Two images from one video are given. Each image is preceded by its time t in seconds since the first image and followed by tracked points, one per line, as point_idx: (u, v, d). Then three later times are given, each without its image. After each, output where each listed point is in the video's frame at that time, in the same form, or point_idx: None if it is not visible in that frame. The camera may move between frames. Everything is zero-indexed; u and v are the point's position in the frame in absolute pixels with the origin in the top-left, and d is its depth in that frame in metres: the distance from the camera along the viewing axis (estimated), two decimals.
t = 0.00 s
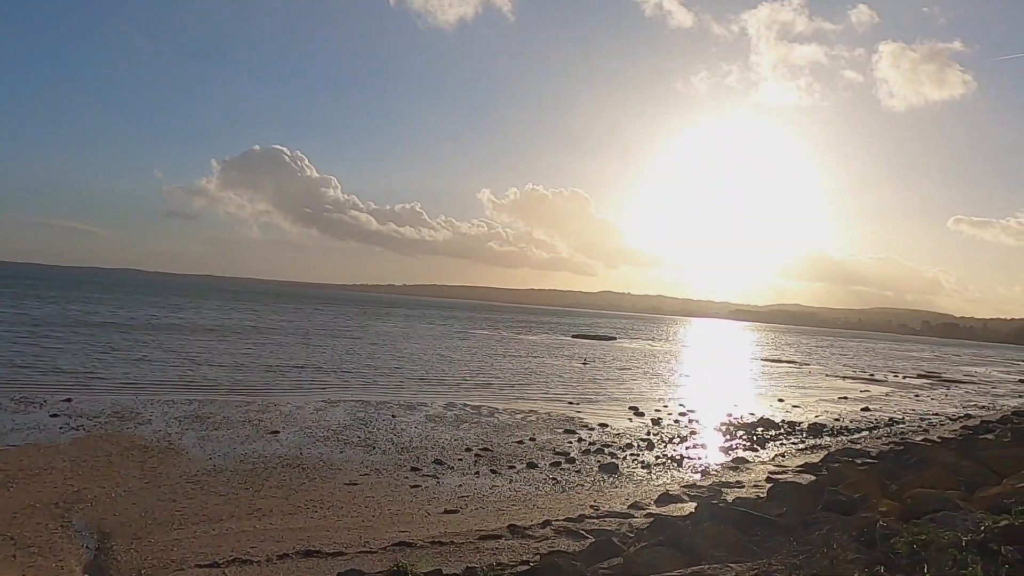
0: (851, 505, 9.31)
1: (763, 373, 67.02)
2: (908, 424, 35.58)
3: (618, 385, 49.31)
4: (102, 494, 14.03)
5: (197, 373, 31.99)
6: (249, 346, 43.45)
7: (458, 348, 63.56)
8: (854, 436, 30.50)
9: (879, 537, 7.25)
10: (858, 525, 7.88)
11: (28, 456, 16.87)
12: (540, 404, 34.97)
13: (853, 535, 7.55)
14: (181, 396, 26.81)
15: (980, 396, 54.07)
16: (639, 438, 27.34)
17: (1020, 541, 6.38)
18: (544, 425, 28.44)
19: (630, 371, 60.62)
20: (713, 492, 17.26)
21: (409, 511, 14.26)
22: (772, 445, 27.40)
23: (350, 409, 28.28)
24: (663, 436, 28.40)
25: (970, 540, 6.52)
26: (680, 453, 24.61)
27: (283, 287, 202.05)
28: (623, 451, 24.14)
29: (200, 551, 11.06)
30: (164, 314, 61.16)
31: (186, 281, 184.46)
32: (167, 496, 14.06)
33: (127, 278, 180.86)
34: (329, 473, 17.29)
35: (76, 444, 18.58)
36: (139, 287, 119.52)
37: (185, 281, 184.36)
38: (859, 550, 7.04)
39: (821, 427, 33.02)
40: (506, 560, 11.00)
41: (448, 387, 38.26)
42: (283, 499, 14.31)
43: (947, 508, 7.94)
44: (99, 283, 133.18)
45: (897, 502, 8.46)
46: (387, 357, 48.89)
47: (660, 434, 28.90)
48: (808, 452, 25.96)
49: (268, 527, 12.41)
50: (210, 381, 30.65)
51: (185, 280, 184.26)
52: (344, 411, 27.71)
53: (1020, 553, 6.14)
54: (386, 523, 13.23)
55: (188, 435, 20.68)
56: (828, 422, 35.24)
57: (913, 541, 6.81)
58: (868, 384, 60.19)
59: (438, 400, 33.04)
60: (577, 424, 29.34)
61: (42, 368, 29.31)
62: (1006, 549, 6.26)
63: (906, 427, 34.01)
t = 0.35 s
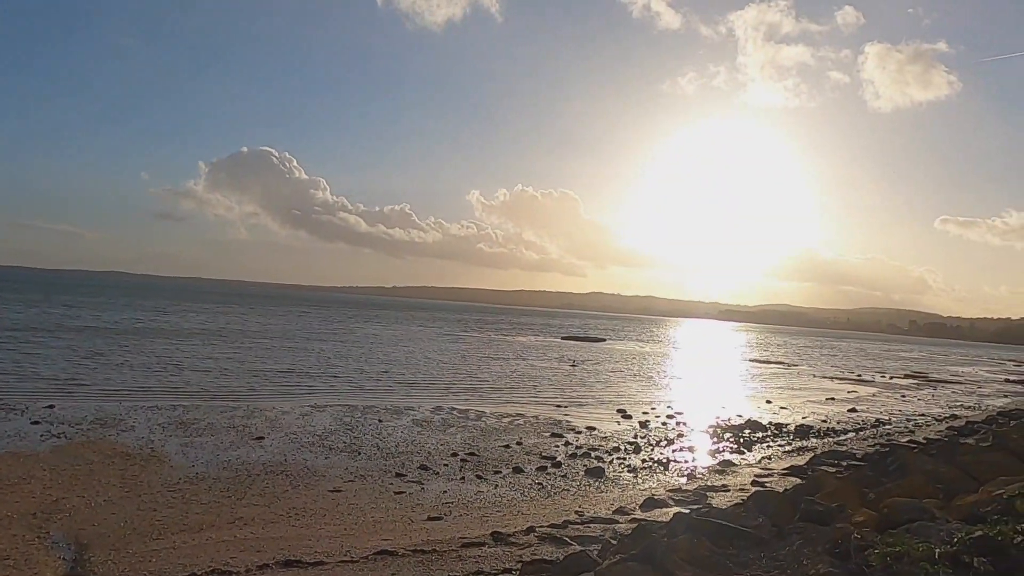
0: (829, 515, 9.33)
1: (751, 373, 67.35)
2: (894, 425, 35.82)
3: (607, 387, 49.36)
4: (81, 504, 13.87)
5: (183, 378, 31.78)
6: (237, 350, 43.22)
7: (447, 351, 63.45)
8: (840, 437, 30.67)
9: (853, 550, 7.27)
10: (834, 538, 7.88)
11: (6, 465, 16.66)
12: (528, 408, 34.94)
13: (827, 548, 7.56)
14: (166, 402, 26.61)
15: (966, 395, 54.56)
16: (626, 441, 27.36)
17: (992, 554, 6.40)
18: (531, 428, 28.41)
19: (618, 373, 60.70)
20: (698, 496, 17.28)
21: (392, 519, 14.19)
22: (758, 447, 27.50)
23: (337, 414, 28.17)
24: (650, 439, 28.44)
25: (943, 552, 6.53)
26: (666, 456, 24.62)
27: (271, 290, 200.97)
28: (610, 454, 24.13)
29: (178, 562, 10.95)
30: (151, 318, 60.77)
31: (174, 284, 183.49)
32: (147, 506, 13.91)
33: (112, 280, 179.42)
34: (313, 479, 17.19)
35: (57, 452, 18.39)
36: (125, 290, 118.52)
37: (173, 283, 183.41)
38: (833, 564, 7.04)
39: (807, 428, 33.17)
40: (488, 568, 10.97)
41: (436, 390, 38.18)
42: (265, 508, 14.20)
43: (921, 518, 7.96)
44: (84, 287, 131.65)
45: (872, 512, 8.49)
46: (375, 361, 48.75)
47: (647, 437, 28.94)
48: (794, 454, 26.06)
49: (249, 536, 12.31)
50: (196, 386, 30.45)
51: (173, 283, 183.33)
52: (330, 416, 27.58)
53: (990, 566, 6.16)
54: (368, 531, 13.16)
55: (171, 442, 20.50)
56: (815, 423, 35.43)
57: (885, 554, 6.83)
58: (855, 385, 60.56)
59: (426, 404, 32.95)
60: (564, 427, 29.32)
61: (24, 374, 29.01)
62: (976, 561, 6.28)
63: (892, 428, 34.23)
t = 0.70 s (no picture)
0: (798, 509, 9.43)
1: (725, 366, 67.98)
2: (864, 416, 36.39)
3: (583, 381, 49.50)
4: (47, 505, 13.60)
5: (152, 376, 31.29)
6: (209, 347, 42.65)
7: (422, 346, 63.23)
8: (812, 429, 31.10)
9: (822, 543, 7.35)
10: (803, 531, 7.97)
11: None
12: (503, 402, 34.96)
13: (796, 543, 7.64)
14: (135, 400, 26.18)
15: (934, 386, 55.61)
16: (601, 435, 27.48)
17: (956, 546, 6.51)
18: (507, 423, 28.41)
19: (593, 367, 60.93)
20: (672, 489, 17.42)
21: (366, 516, 14.12)
22: (732, 439, 27.79)
23: (310, 411, 27.93)
24: (625, 432, 28.59)
25: (909, 544, 6.63)
26: (641, 449, 24.76)
27: (245, 285, 199.02)
28: (585, 448, 24.21)
29: (148, 563, 10.80)
30: (120, 315, 59.72)
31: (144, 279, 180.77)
32: (117, 506, 13.69)
33: (81, 276, 176.30)
34: (286, 477, 17.03)
35: (23, 453, 18.03)
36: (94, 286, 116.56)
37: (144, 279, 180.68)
38: (801, 558, 7.13)
39: (779, 420, 33.59)
40: (462, 565, 10.95)
41: (411, 385, 38.01)
42: (236, 507, 14.04)
43: (888, 511, 8.08)
44: (51, 283, 129.31)
45: (841, 505, 8.59)
46: (349, 356, 48.44)
47: (622, 430, 29.08)
48: (767, 446, 26.35)
49: (221, 536, 12.17)
50: (166, 384, 30.00)
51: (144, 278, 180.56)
52: (304, 413, 27.33)
53: (955, 558, 6.26)
54: (342, 529, 13.09)
55: (141, 441, 20.19)
56: (787, 415, 35.86)
57: (853, 548, 6.91)
58: (827, 376, 61.41)
59: (400, 400, 32.79)
60: (539, 422, 29.37)
61: None
62: (942, 553, 6.38)
63: (862, 419, 34.75)
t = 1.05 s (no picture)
0: (755, 506, 9.52)
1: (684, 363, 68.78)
2: (820, 411, 37.09)
3: (545, 378, 49.59)
4: None
5: (103, 375, 30.45)
6: (163, 346, 41.68)
7: (383, 344, 62.70)
8: (769, 424, 31.59)
9: (778, 540, 7.41)
10: (759, 529, 8.03)
11: None
12: (465, 400, 34.81)
13: (753, 540, 7.68)
14: (85, 401, 25.43)
15: (886, 382, 56.99)
16: (562, 432, 27.52)
17: (909, 541, 6.61)
18: (468, 421, 28.30)
19: (556, 364, 61.09)
20: (632, 486, 17.49)
21: (324, 517, 13.89)
22: (691, 435, 28.07)
23: (268, 410, 27.45)
24: (586, 429, 28.68)
25: (863, 540, 6.71)
26: (602, 446, 24.85)
27: (202, 283, 195.37)
28: (546, 446, 24.21)
29: (96, 569, 10.45)
30: (70, 313, 58.06)
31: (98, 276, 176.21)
32: (63, 510, 13.24)
33: (31, 273, 171.13)
34: (242, 478, 16.68)
35: None
36: (44, 283, 113.22)
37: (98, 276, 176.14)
38: (759, 555, 7.17)
39: (738, 416, 34.04)
40: (421, 566, 10.84)
41: (372, 384, 37.65)
42: (189, 509, 13.69)
43: (843, 506, 8.19)
44: None
45: (796, 501, 8.70)
46: (309, 355, 47.81)
47: (583, 427, 29.18)
48: (726, 442, 26.67)
49: (173, 540, 11.84)
50: (117, 383, 29.20)
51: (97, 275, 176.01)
52: (261, 412, 26.84)
53: (907, 552, 6.34)
54: (299, 531, 12.86)
55: (90, 443, 19.60)
56: (745, 411, 36.36)
57: (808, 544, 6.99)
58: (783, 372, 62.51)
59: (360, 398, 32.45)
60: (501, 419, 29.31)
61: None
62: (894, 548, 6.46)
63: (817, 415, 35.42)
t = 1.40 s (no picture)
0: (713, 507, 9.54)
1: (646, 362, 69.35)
2: (778, 410, 37.65)
3: (507, 379, 49.53)
4: None
5: (52, 377, 29.52)
6: (115, 346, 40.56)
7: (344, 344, 61.94)
8: (728, 423, 31.95)
9: (735, 543, 7.42)
10: (716, 532, 8.05)
11: None
12: (426, 401, 34.53)
13: (710, 544, 7.69)
14: (31, 403, 24.59)
15: (842, 380, 58.16)
16: (524, 432, 27.46)
17: (863, 543, 6.66)
18: (429, 422, 28.11)
19: (518, 364, 61.01)
20: (592, 487, 17.50)
21: (279, 522, 13.59)
22: (652, 435, 28.22)
23: (224, 412, 26.88)
24: (547, 429, 28.67)
25: (819, 542, 6.75)
26: (564, 447, 24.84)
27: (158, 281, 191.10)
28: (507, 446, 24.11)
29: None
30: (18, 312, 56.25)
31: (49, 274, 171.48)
32: (4, 519, 12.73)
33: None
34: (195, 483, 16.28)
35: None
36: None
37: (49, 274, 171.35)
38: (716, 559, 7.17)
39: (698, 415, 34.36)
40: (378, 571, 10.65)
41: (332, 385, 37.17)
42: (138, 515, 13.28)
43: (798, 506, 8.26)
44: None
45: (753, 503, 8.73)
46: (267, 355, 47.00)
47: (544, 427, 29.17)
48: (686, 441, 26.87)
49: (120, 548, 11.46)
50: (66, 386, 28.32)
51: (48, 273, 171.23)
52: (216, 415, 26.26)
53: (862, 554, 6.38)
54: (253, 536, 12.56)
55: (35, 447, 18.93)
56: (705, 410, 36.74)
57: (764, 547, 7.01)
58: (742, 372, 63.38)
59: (319, 399, 32.00)
60: (462, 420, 29.14)
61: None
62: (849, 550, 6.50)
63: (775, 413, 35.96)
